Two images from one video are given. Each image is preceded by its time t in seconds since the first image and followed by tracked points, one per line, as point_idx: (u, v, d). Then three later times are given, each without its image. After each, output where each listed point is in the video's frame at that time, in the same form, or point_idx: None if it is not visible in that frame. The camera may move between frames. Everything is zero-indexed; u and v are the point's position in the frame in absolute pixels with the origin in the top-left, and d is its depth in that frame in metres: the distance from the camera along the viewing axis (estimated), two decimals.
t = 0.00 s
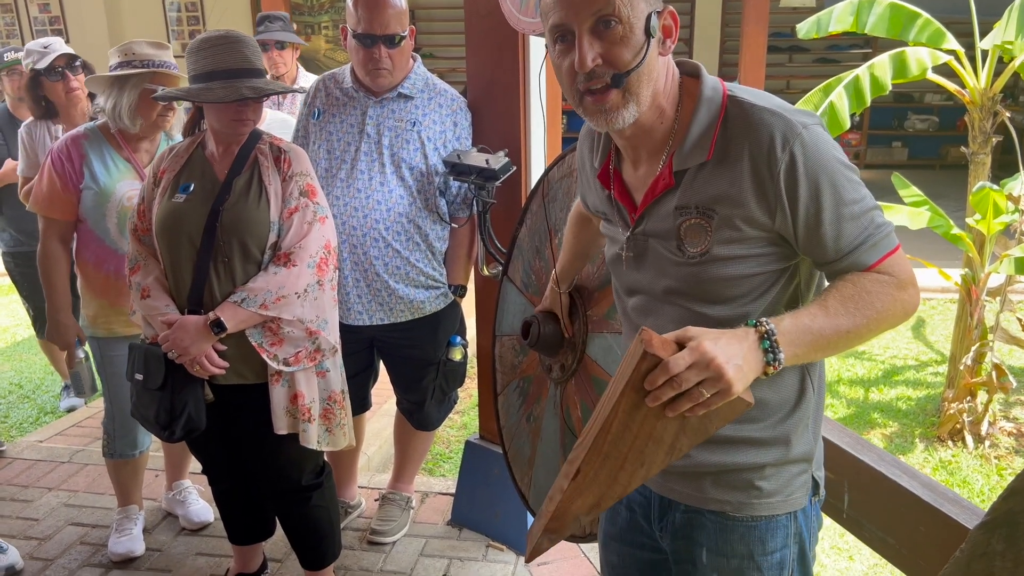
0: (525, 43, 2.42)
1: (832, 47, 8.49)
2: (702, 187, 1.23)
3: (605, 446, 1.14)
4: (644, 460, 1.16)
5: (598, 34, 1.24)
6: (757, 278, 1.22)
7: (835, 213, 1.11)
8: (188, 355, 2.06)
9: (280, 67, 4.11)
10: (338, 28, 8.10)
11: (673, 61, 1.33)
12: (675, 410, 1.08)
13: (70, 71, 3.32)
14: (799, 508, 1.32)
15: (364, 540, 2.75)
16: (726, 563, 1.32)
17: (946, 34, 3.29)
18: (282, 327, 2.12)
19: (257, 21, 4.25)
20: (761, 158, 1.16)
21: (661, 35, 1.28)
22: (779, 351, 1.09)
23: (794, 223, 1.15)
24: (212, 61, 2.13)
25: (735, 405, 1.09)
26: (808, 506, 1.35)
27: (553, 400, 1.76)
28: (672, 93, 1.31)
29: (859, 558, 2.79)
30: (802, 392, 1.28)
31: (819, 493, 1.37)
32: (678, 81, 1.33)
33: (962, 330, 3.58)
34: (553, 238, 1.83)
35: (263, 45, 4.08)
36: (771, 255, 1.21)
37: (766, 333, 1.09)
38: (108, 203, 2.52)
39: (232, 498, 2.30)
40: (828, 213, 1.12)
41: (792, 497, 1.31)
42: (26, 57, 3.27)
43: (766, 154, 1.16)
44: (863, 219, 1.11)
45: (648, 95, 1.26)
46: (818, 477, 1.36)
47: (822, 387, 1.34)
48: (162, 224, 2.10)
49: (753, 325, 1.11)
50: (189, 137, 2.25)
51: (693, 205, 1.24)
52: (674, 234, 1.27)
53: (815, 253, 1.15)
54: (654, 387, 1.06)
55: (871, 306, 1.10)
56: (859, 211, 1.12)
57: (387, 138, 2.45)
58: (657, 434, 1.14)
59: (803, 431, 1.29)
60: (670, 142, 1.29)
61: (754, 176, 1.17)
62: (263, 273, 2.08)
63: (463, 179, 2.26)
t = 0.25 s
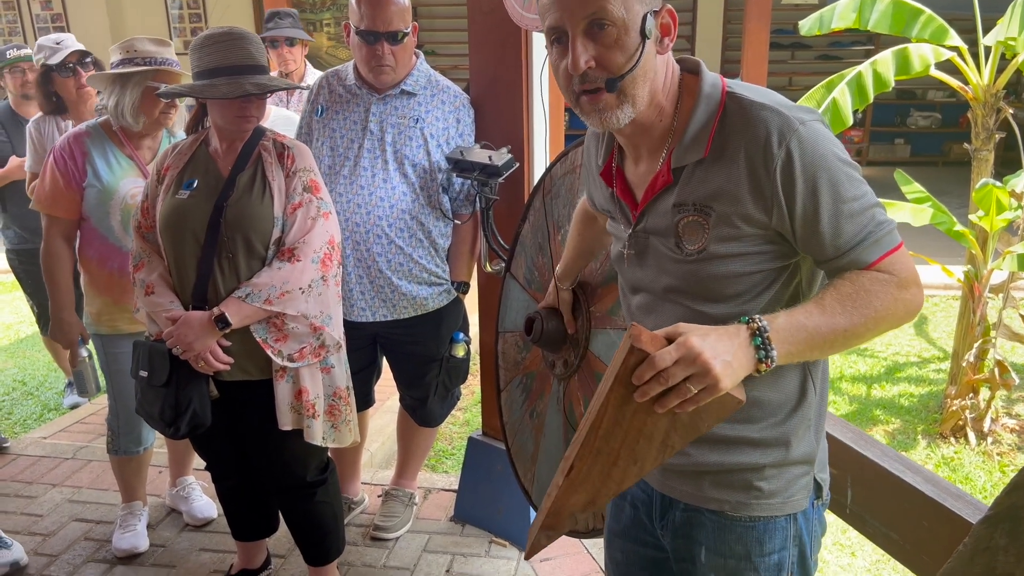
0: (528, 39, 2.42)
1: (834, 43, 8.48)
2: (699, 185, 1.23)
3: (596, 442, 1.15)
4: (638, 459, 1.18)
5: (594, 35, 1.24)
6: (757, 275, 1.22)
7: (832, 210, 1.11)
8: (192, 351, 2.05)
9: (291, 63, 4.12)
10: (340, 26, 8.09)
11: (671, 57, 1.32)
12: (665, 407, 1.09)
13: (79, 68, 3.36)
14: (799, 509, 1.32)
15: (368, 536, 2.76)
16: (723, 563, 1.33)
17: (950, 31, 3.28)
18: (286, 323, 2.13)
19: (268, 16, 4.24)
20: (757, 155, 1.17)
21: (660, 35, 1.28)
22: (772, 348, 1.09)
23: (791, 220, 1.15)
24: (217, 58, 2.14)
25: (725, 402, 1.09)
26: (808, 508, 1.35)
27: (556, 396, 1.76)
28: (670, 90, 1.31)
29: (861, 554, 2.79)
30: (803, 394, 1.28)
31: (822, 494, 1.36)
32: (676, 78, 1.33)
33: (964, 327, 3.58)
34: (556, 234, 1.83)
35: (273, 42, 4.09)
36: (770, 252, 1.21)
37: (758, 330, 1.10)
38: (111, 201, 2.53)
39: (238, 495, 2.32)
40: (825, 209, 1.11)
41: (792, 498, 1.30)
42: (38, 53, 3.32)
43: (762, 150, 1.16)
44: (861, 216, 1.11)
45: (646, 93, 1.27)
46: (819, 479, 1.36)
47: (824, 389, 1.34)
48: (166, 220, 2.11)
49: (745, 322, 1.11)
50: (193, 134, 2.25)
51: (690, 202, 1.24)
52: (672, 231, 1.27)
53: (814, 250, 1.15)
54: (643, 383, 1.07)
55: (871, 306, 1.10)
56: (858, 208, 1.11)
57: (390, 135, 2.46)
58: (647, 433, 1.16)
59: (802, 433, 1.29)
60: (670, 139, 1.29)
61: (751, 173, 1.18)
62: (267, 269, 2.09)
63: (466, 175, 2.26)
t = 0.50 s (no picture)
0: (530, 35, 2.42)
1: (836, 40, 8.47)
2: (697, 186, 1.23)
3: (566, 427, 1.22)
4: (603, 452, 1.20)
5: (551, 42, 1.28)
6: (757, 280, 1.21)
7: (824, 226, 1.07)
8: (197, 348, 2.05)
9: (290, 59, 4.11)
10: (342, 23, 8.10)
11: (671, 42, 1.21)
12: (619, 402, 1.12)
13: (84, 66, 3.37)
14: (791, 522, 1.29)
15: (370, 532, 2.77)
16: (712, 564, 1.34)
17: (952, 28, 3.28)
18: (290, 319, 2.13)
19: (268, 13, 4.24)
20: (753, 161, 1.15)
21: (618, 32, 1.19)
22: (736, 362, 1.08)
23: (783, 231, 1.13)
24: (218, 54, 2.14)
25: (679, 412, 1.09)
26: (804, 523, 1.32)
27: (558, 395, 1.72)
28: (658, 84, 1.23)
29: (863, 551, 2.80)
30: (800, 406, 1.26)
31: (819, 510, 1.33)
32: (680, 66, 1.23)
33: (966, 324, 3.57)
34: (558, 230, 1.83)
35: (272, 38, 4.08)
36: (771, 259, 1.19)
37: (726, 341, 1.09)
38: (111, 199, 2.53)
39: (242, 491, 2.33)
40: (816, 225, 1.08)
41: (785, 509, 1.29)
42: (43, 51, 3.35)
43: (758, 156, 1.14)
44: (858, 237, 1.05)
45: (646, 81, 1.22)
46: (819, 494, 1.32)
47: (830, 403, 1.31)
48: (168, 217, 2.11)
49: (716, 331, 1.11)
50: (193, 131, 2.25)
51: (688, 202, 1.25)
52: (673, 229, 1.29)
53: (806, 265, 1.12)
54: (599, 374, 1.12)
55: (859, 334, 1.05)
56: (854, 228, 1.06)
57: (392, 132, 2.46)
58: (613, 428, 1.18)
59: (795, 447, 1.28)
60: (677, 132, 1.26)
61: (746, 179, 1.16)
62: (271, 265, 2.09)
63: (469, 171, 2.26)
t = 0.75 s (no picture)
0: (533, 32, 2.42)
1: (838, 37, 8.45)
2: (691, 180, 1.11)
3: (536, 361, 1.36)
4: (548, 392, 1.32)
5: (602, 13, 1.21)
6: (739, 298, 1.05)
7: (763, 245, 0.91)
8: (199, 346, 2.06)
9: (281, 55, 4.07)
10: (343, 20, 8.10)
11: (703, 30, 1.05)
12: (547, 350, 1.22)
13: (83, 63, 3.37)
14: (773, 567, 1.14)
15: (372, 529, 2.77)
16: None
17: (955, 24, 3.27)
18: (291, 316, 2.13)
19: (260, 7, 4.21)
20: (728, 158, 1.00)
21: (639, 17, 1.09)
22: (636, 358, 1.05)
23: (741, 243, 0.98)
24: (216, 52, 2.14)
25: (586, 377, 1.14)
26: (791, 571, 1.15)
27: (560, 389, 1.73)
28: (685, 74, 1.09)
29: (865, 548, 2.79)
30: (785, 443, 1.10)
31: (812, 561, 1.14)
32: (716, 54, 1.06)
33: (970, 322, 3.60)
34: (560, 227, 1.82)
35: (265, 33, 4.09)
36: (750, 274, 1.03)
37: (632, 336, 1.06)
38: (108, 197, 2.53)
39: (244, 487, 2.33)
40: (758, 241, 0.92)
41: (765, 552, 1.14)
42: (43, 49, 3.35)
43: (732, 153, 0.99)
44: (795, 268, 0.88)
45: (671, 54, 1.08)
46: (811, 542, 1.13)
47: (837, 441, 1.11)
48: (169, 214, 2.11)
49: (635, 321, 1.08)
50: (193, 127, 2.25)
51: (683, 195, 1.12)
52: (672, 222, 1.16)
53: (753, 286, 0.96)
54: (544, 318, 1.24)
55: (758, 373, 0.91)
56: (791, 255, 0.88)
57: (394, 129, 2.45)
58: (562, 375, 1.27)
59: (778, 486, 1.11)
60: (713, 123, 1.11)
61: (719, 176, 1.02)
62: (272, 263, 2.09)
63: (471, 168, 2.26)
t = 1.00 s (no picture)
0: (534, 30, 2.41)
1: (839, 35, 8.44)
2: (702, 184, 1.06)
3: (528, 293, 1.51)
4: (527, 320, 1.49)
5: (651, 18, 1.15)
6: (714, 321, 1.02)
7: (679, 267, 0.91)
8: (199, 345, 2.06)
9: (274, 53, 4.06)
10: (344, 18, 8.10)
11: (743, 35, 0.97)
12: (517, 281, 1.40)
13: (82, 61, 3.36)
14: None
15: (373, 528, 2.77)
16: None
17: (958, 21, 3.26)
18: (292, 315, 2.12)
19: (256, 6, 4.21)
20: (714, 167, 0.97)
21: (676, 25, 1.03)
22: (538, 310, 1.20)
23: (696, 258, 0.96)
24: (216, 51, 2.14)
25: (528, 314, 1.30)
26: None
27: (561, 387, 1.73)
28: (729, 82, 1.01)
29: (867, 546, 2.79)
30: (772, 496, 1.06)
31: None
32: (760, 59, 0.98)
33: (971, 319, 3.57)
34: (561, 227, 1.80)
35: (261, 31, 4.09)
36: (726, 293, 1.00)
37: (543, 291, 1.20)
38: (106, 196, 2.53)
39: (245, 485, 2.33)
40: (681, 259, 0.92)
41: None
42: (42, 48, 3.34)
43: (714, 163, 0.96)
44: (686, 299, 0.88)
45: (714, 61, 1.00)
46: None
47: (834, 505, 1.05)
48: (169, 213, 2.10)
49: (551, 280, 1.21)
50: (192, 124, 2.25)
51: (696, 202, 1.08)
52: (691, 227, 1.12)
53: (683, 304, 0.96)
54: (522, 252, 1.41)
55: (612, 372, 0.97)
56: (687, 285, 0.88)
57: (395, 127, 2.45)
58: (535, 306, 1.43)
59: (759, 533, 1.10)
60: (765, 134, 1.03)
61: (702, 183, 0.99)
62: (272, 262, 2.09)
63: (472, 166, 2.25)
